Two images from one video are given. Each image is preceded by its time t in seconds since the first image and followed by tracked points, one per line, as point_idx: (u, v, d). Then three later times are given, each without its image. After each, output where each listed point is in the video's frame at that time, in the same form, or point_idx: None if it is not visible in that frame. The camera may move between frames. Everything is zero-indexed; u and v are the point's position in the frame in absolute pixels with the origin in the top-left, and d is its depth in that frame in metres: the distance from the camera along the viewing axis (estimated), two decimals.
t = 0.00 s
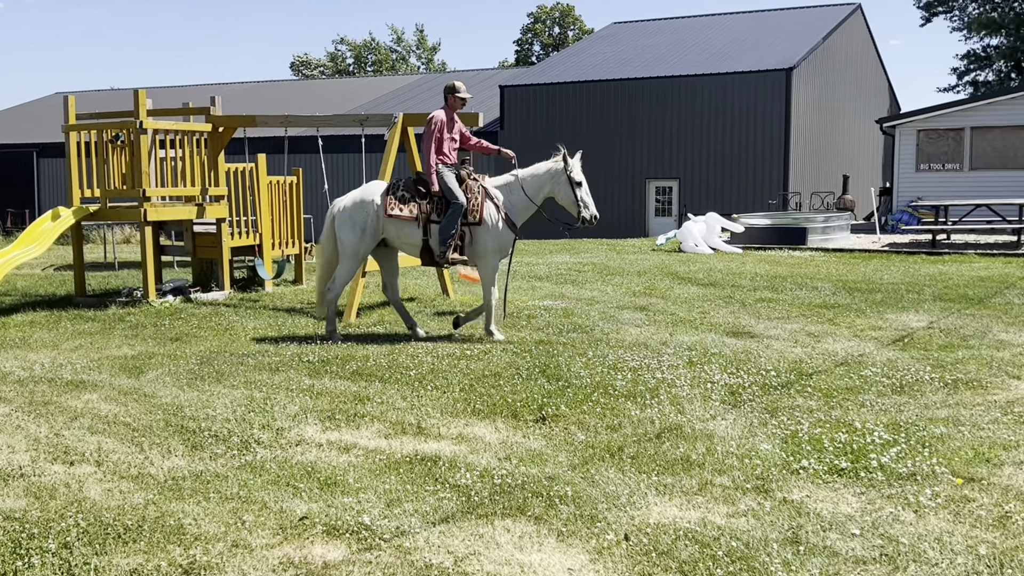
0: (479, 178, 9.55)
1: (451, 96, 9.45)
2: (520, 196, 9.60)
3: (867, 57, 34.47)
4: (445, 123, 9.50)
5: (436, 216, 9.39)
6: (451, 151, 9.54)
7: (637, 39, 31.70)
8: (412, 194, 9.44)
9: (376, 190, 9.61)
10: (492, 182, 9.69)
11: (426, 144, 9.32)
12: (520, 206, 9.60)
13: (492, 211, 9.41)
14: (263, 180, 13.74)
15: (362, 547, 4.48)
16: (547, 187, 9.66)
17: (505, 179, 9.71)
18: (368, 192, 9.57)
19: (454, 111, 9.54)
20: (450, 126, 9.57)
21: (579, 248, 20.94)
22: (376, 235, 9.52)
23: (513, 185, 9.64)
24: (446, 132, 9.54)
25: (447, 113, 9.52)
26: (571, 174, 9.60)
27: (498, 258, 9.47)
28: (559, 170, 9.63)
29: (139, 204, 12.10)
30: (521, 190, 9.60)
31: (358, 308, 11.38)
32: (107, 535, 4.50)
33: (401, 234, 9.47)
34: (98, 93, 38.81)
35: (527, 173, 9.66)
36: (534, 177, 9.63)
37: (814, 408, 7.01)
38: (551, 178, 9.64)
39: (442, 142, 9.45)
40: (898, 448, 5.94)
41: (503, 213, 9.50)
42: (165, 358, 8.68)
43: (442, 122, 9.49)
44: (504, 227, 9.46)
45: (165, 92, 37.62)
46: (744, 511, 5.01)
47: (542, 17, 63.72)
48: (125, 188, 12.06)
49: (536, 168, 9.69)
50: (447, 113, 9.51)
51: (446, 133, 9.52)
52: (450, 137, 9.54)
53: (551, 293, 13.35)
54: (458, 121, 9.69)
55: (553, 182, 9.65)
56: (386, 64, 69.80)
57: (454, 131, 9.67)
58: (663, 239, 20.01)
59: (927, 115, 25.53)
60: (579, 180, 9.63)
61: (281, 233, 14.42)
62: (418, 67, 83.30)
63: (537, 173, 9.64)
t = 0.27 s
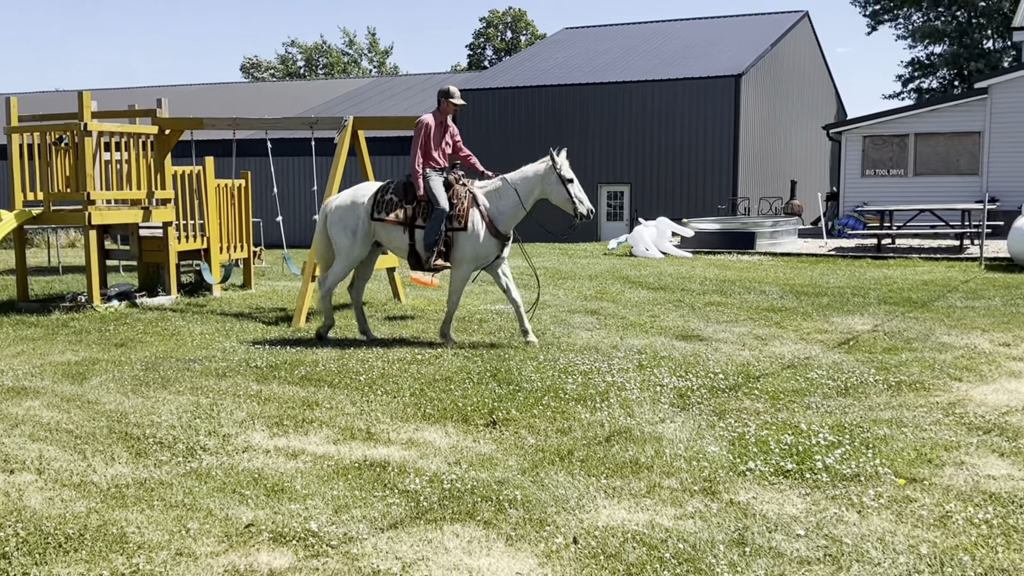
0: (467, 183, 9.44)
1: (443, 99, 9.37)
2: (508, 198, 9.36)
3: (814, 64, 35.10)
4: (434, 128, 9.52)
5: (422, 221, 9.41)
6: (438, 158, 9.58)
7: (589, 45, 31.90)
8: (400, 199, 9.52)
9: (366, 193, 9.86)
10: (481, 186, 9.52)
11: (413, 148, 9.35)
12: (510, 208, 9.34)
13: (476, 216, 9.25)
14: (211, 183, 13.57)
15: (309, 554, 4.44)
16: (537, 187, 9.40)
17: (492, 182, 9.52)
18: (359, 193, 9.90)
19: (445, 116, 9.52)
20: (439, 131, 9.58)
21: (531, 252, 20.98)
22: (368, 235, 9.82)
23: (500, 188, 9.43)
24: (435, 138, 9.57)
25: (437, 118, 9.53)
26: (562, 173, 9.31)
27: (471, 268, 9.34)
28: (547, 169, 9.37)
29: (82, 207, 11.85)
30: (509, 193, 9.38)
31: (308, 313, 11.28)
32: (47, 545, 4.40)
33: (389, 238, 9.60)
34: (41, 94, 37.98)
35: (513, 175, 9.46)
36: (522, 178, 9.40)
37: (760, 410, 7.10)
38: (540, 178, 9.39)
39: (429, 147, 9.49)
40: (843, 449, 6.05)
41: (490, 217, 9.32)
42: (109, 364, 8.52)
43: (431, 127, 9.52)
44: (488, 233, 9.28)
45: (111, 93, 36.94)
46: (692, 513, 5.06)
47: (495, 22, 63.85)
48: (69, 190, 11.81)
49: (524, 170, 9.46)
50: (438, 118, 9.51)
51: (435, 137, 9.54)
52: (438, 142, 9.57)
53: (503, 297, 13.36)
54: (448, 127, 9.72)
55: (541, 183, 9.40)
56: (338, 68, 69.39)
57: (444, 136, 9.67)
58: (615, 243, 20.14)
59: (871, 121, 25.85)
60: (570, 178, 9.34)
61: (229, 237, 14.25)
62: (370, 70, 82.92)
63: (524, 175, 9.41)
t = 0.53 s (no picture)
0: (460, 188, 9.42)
1: (438, 103, 9.32)
2: (503, 206, 9.32)
3: (762, 72, 35.65)
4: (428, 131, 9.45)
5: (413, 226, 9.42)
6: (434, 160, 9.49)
7: (541, 50, 32.04)
8: (391, 203, 9.54)
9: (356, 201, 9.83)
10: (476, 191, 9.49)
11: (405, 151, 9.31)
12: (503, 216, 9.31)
13: (468, 223, 9.26)
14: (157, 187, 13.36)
15: (256, 561, 4.38)
16: (533, 196, 9.36)
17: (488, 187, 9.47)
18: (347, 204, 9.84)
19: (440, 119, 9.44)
20: (433, 135, 9.52)
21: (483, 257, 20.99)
22: (366, 244, 9.75)
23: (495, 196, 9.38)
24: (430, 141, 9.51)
25: (432, 121, 9.46)
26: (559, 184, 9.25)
27: (465, 273, 9.32)
28: (547, 180, 9.31)
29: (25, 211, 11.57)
30: (504, 200, 9.33)
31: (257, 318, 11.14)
32: None
33: (382, 242, 9.63)
34: None
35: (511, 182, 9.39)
36: (519, 186, 9.35)
37: (709, 413, 7.18)
38: (537, 188, 9.34)
39: (420, 150, 9.41)
40: (789, 451, 6.14)
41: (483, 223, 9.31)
42: (52, 371, 8.33)
43: (426, 130, 9.45)
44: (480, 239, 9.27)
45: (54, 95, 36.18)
46: (640, 516, 5.10)
47: (447, 26, 63.80)
48: (11, 194, 11.52)
49: (521, 178, 9.41)
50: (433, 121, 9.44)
51: (429, 141, 9.48)
52: (433, 145, 9.50)
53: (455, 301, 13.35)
54: (442, 130, 9.60)
55: (537, 193, 9.35)
56: (288, 71, 68.82)
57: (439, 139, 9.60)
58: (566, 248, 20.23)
59: (819, 128, 26.22)
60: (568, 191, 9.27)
61: (175, 241, 14.04)
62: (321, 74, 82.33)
63: (521, 183, 9.36)
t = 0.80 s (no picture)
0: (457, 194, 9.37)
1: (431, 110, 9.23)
2: (505, 211, 9.40)
3: (712, 79, 36.13)
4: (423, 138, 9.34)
5: (412, 232, 9.27)
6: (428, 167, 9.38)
7: (493, 55, 32.10)
8: (388, 210, 9.40)
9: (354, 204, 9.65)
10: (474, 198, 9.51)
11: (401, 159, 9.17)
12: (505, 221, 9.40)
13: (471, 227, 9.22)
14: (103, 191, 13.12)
15: (203, 571, 4.32)
16: (533, 201, 9.46)
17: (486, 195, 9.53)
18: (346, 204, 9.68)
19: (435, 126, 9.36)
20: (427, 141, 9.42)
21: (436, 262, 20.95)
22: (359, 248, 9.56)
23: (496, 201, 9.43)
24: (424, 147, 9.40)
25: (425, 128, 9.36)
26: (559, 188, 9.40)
27: (486, 273, 9.18)
28: (544, 183, 9.43)
29: None
30: (505, 205, 9.41)
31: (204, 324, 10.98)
32: None
33: (378, 249, 9.44)
34: None
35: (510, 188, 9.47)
36: (520, 191, 9.43)
37: (659, 417, 7.24)
38: (536, 192, 9.45)
39: (417, 158, 9.29)
40: (737, 454, 6.22)
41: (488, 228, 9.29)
42: None
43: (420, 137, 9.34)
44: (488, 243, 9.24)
45: None
46: (591, 520, 5.12)
47: (399, 30, 63.63)
48: None
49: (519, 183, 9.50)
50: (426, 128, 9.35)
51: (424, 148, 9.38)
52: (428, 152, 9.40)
53: (407, 306, 13.30)
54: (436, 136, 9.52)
55: (537, 197, 9.46)
56: (238, 74, 68.10)
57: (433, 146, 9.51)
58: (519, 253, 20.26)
59: (768, 133, 26.64)
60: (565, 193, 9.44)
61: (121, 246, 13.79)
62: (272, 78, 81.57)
63: (520, 188, 9.46)
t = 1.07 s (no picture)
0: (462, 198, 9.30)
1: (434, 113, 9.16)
2: (506, 217, 9.31)
3: (665, 85, 36.49)
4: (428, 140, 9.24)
5: (417, 234, 9.19)
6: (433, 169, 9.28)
7: (448, 59, 32.08)
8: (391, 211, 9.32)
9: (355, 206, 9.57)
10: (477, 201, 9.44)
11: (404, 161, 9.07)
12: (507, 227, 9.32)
13: (473, 232, 9.18)
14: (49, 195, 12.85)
15: None
16: (534, 207, 9.38)
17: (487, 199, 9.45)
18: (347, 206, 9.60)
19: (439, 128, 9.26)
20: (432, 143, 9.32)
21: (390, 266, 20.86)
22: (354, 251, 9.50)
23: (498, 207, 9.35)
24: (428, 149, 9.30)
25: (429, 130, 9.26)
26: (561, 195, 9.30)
27: (481, 281, 9.20)
28: (545, 190, 9.33)
29: None
30: (506, 212, 9.31)
31: (154, 331, 10.79)
32: None
33: (379, 250, 9.34)
34: None
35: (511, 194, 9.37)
36: (521, 197, 9.35)
37: (613, 420, 7.29)
38: (538, 199, 9.35)
39: (422, 160, 9.18)
40: (689, 456, 6.28)
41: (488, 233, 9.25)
42: None
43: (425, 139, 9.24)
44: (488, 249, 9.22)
45: None
46: (544, 524, 5.13)
47: (353, 34, 63.31)
48: None
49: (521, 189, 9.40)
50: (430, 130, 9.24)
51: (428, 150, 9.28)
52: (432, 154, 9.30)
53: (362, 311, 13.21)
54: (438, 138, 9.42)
55: (538, 203, 9.37)
56: (188, 77, 67.26)
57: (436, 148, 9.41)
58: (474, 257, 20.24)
59: (721, 139, 26.97)
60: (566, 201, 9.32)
61: (67, 251, 13.51)
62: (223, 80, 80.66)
63: (521, 194, 9.36)
